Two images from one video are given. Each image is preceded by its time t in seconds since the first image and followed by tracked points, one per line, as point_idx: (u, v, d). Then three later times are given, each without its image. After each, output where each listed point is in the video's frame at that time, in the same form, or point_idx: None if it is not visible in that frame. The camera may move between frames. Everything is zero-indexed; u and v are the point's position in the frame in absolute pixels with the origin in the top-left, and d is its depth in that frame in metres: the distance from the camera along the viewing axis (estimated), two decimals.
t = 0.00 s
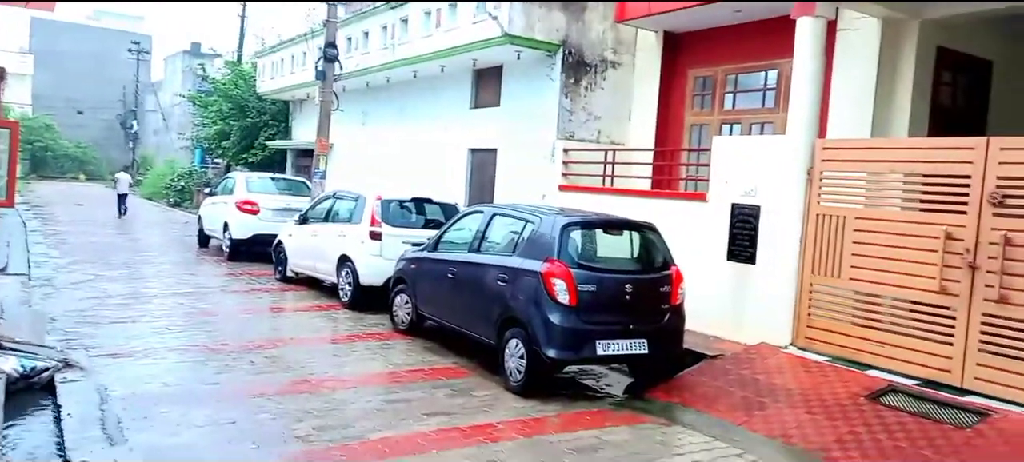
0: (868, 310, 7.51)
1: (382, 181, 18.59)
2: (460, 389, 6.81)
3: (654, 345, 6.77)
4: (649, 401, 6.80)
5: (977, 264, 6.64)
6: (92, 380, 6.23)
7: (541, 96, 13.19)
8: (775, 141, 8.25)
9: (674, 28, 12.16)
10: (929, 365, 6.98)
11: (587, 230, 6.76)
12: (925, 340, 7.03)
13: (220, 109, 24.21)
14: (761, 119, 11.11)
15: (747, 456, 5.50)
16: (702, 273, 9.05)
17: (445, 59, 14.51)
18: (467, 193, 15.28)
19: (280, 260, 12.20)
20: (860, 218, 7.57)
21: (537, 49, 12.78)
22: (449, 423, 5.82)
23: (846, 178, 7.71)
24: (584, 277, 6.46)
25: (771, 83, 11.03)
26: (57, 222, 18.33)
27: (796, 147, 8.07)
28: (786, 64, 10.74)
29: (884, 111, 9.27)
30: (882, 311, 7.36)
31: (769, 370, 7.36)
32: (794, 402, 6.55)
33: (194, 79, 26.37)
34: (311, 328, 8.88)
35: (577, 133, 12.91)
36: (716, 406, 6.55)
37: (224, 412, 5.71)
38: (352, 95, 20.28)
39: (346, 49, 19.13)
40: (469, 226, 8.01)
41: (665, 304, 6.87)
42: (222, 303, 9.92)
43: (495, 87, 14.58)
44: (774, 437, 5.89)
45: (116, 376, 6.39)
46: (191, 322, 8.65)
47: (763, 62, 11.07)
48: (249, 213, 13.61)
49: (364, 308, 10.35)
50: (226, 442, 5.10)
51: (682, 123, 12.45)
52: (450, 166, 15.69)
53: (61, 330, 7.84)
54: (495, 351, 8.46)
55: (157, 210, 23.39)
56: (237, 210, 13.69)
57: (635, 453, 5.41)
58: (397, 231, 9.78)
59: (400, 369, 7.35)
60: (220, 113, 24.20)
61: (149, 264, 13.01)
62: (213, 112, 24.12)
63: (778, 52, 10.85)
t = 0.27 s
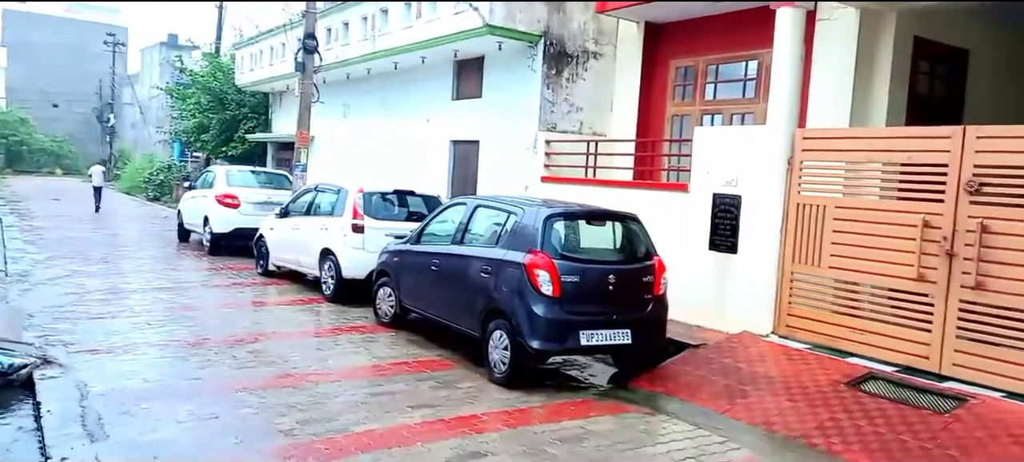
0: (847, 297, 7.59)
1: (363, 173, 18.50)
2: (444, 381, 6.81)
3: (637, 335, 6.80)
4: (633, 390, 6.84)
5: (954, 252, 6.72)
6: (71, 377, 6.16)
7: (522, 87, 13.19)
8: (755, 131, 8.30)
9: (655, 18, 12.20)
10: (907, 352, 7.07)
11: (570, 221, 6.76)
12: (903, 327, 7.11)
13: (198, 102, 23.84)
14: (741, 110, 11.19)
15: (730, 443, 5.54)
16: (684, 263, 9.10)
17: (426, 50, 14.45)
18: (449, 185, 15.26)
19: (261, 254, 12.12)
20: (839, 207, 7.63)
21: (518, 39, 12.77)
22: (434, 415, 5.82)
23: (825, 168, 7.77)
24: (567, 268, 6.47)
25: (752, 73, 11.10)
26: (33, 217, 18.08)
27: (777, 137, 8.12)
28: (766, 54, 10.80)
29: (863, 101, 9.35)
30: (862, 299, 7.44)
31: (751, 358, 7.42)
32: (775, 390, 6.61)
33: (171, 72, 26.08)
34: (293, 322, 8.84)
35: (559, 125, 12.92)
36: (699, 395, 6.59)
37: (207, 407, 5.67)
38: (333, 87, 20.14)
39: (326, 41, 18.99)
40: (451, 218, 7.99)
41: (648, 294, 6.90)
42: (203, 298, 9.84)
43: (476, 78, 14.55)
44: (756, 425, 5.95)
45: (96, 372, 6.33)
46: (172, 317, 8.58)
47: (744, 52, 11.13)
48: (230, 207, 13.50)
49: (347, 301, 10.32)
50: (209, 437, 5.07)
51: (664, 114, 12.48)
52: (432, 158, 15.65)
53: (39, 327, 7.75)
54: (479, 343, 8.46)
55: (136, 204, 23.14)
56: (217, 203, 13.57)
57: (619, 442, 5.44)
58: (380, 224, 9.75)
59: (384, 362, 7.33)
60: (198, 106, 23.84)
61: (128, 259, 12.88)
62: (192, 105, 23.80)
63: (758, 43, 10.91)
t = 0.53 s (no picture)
0: (831, 294, 7.65)
1: (350, 170, 18.43)
2: (431, 378, 6.80)
3: (623, 332, 6.82)
4: (619, 386, 6.86)
5: (936, 249, 6.78)
6: (53, 374, 6.11)
7: (509, 85, 13.19)
8: (741, 129, 8.34)
9: (642, 16, 12.22)
10: (890, 348, 7.13)
11: (557, 218, 6.77)
12: (886, 324, 7.17)
13: (183, 97, 23.40)
14: (726, 107, 11.23)
15: (715, 439, 5.57)
16: (670, 260, 9.13)
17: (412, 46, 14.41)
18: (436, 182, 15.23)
19: (247, 251, 12.05)
20: (824, 205, 7.69)
21: (505, 36, 12.75)
22: (419, 412, 5.82)
23: (810, 165, 7.82)
24: (554, 264, 6.48)
25: (737, 71, 11.14)
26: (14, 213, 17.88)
27: (762, 134, 8.16)
28: (752, 52, 10.86)
29: (847, 100, 9.42)
30: (846, 296, 7.50)
31: (735, 355, 7.46)
32: (760, 385, 6.65)
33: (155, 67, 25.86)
34: (279, 319, 8.80)
35: (546, 122, 12.93)
36: (684, 391, 6.62)
37: (191, 404, 5.64)
38: (318, 83, 20.05)
39: (311, 37, 18.89)
40: (438, 214, 7.98)
41: (634, 291, 6.92)
42: (187, 294, 9.78)
43: (463, 75, 14.53)
44: (740, 420, 5.98)
45: (79, 369, 6.28)
46: (156, 314, 8.52)
47: (730, 50, 11.18)
48: (215, 204, 13.42)
49: (333, 298, 10.28)
50: (193, 434, 5.04)
51: (651, 112, 12.48)
52: (419, 155, 15.62)
53: (20, 324, 7.67)
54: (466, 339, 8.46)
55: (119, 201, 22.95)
56: (202, 200, 13.48)
57: (604, 438, 5.46)
58: (366, 221, 9.73)
59: (371, 359, 7.31)
60: (182, 102, 23.47)
61: (111, 255, 12.77)
62: (176, 100, 23.47)
63: (744, 41, 10.96)
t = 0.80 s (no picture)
0: (813, 290, 7.70)
1: (335, 161, 18.34)
2: (414, 370, 6.79)
3: (607, 325, 6.83)
4: (602, 380, 6.88)
5: (917, 246, 6.84)
6: (32, 362, 6.04)
7: (496, 77, 13.15)
8: (727, 125, 8.37)
9: (631, 10, 12.22)
10: (871, 344, 7.19)
11: (542, 211, 6.77)
12: (867, 320, 7.23)
13: (166, 85, 23.25)
14: (714, 104, 11.28)
15: (696, 432, 5.61)
16: (654, 254, 9.16)
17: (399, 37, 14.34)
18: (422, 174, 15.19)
19: (230, 241, 11.96)
20: (807, 201, 7.74)
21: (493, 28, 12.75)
22: (402, 404, 5.81)
23: (794, 162, 7.87)
24: (539, 257, 6.48)
25: (724, 68, 11.17)
26: None
27: (748, 130, 8.19)
28: (739, 49, 10.90)
29: (832, 97, 9.48)
30: (827, 292, 7.55)
31: (718, 349, 7.50)
32: (742, 380, 6.70)
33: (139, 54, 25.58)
34: (262, 309, 8.75)
35: (533, 115, 12.91)
36: (667, 385, 6.65)
37: (172, 393, 5.60)
38: (304, 73, 19.91)
39: (298, 26, 18.75)
40: (423, 206, 7.96)
41: (618, 285, 6.94)
42: (169, 284, 9.70)
43: (451, 66, 14.47)
44: (721, 414, 6.02)
45: (57, 357, 6.21)
46: (137, 303, 8.44)
47: (717, 46, 11.21)
48: (197, 193, 13.30)
49: (316, 289, 10.24)
50: (173, 424, 5.01)
51: (637, 107, 12.50)
52: (405, 146, 15.56)
53: None
54: (450, 331, 8.45)
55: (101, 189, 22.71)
56: (184, 189, 13.36)
57: (587, 431, 5.48)
58: (351, 212, 9.69)
59: (354, 350, 7.29)
60: (166, 89, 23.24)
61: (92, 244, 12.64)
62: (160, 88, 23.22)
63: (731, 37, 10.99)
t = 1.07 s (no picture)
0: (795, 279, 7.76)
1: (318, 148, 18.22)
2: (398, 357, 6.78)
3: (591, 313, 6.85)
4: (585, 367, 6.91)
5: (898, 236, 6.91)
6: (9, 350, 5.96)
7: (481, 65, 13.09)
8: (711, 114, 8.39)
9: None
10: (851, 332, 7.26)
11: (527, 199, 6.77)
12: (848, 309, 7.30)
13: (146, 70, 22.95)
14: (698, 93, 11.29)
15: (678, 419, 5.65)
16: (638, 243, 9.19)
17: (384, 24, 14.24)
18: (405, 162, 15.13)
19: (211, 228, 11.86)
20: (790, 191, 7.79)
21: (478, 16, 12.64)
22: (386, 391, 5.80)
23: (778, 152, 7.91)
24: (523, 245, 6.48)
25: (709, 57, 11.20)
26: None
27: (732, 120, 8.22)
28: (724, 39, 10.93)
29: (815, 87, 9.54)
30: (809, 281, 7.61)
31: (700, 337, 7.55)
32: (724, 367, 6.75)
33: (118, 38, 25.21)
34: (245, 297, 8.69)
35: (518, 103, 12.82)
36: (650, 372, 6.69)
37: (153, 381, 5.56)
38: (287, 59, 19.72)
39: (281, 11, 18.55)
40: (407, 194, 7.92)
41: (602, 273, 6.95)
42: (150, 271, 9.61)
43: (435, 53, 14.39)
44: (703, 401, 6.06)
45: (36, 345, 6.13)
46: (117, 290, 8.35)
47: (702, 36, 11.23)
48: (178, 179, 13.16)
49: (299, 276, 10.18)
50: (155, 411, 4.97)
51: (622, 95, 12.52)
52: (389, 133, 15.48)
53: None
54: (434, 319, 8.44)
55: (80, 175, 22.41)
56: (164, 175, 13.21)
57: (570, 418, 5.50)
58: (334, 199, 9.65)
59: (337, 338, 7.27)
60: (145, 74, 22.95)
61: (71, 230, 12.48)
62: (139, 73, 22.96)
63: (717, 27, 11.01)
